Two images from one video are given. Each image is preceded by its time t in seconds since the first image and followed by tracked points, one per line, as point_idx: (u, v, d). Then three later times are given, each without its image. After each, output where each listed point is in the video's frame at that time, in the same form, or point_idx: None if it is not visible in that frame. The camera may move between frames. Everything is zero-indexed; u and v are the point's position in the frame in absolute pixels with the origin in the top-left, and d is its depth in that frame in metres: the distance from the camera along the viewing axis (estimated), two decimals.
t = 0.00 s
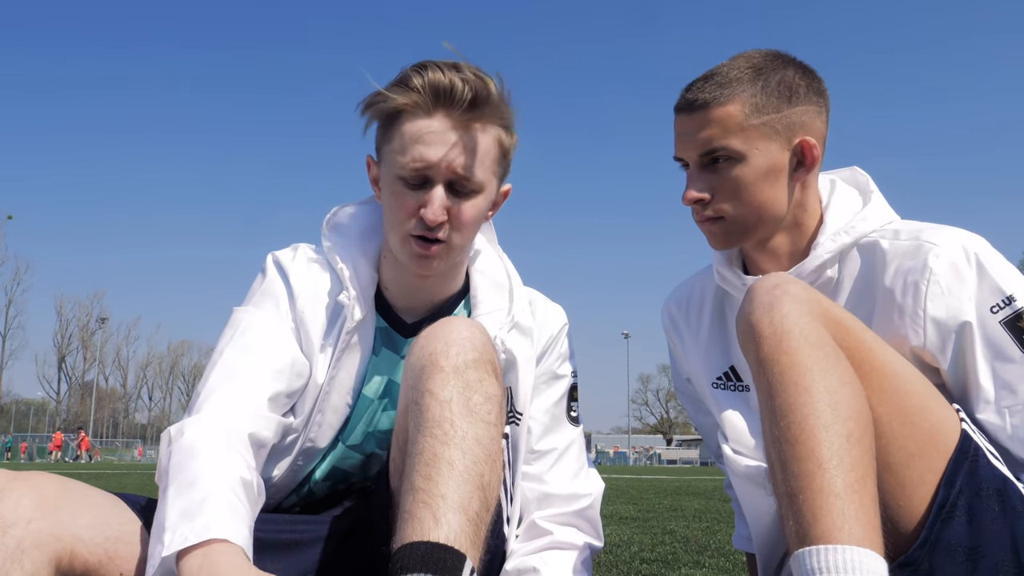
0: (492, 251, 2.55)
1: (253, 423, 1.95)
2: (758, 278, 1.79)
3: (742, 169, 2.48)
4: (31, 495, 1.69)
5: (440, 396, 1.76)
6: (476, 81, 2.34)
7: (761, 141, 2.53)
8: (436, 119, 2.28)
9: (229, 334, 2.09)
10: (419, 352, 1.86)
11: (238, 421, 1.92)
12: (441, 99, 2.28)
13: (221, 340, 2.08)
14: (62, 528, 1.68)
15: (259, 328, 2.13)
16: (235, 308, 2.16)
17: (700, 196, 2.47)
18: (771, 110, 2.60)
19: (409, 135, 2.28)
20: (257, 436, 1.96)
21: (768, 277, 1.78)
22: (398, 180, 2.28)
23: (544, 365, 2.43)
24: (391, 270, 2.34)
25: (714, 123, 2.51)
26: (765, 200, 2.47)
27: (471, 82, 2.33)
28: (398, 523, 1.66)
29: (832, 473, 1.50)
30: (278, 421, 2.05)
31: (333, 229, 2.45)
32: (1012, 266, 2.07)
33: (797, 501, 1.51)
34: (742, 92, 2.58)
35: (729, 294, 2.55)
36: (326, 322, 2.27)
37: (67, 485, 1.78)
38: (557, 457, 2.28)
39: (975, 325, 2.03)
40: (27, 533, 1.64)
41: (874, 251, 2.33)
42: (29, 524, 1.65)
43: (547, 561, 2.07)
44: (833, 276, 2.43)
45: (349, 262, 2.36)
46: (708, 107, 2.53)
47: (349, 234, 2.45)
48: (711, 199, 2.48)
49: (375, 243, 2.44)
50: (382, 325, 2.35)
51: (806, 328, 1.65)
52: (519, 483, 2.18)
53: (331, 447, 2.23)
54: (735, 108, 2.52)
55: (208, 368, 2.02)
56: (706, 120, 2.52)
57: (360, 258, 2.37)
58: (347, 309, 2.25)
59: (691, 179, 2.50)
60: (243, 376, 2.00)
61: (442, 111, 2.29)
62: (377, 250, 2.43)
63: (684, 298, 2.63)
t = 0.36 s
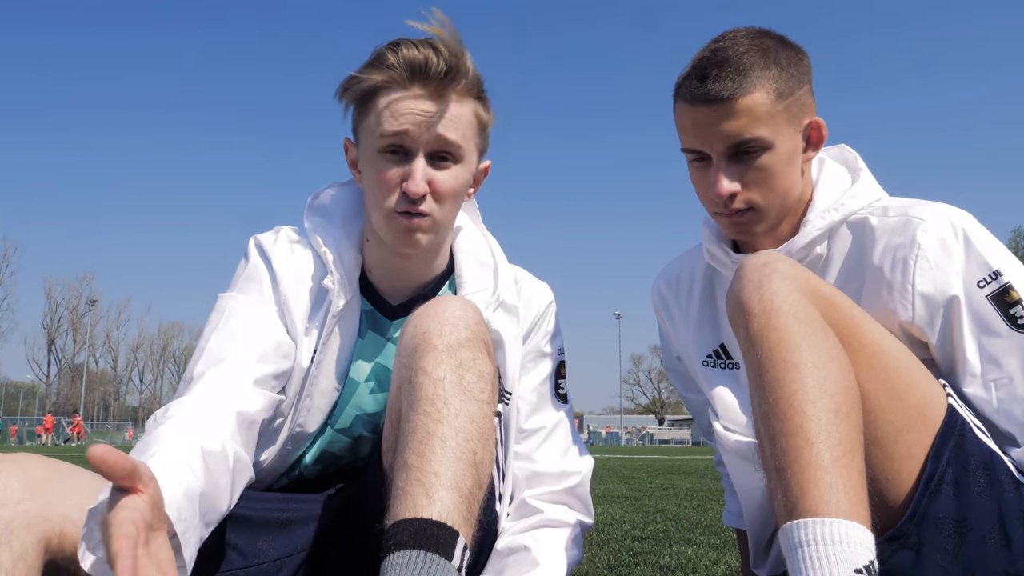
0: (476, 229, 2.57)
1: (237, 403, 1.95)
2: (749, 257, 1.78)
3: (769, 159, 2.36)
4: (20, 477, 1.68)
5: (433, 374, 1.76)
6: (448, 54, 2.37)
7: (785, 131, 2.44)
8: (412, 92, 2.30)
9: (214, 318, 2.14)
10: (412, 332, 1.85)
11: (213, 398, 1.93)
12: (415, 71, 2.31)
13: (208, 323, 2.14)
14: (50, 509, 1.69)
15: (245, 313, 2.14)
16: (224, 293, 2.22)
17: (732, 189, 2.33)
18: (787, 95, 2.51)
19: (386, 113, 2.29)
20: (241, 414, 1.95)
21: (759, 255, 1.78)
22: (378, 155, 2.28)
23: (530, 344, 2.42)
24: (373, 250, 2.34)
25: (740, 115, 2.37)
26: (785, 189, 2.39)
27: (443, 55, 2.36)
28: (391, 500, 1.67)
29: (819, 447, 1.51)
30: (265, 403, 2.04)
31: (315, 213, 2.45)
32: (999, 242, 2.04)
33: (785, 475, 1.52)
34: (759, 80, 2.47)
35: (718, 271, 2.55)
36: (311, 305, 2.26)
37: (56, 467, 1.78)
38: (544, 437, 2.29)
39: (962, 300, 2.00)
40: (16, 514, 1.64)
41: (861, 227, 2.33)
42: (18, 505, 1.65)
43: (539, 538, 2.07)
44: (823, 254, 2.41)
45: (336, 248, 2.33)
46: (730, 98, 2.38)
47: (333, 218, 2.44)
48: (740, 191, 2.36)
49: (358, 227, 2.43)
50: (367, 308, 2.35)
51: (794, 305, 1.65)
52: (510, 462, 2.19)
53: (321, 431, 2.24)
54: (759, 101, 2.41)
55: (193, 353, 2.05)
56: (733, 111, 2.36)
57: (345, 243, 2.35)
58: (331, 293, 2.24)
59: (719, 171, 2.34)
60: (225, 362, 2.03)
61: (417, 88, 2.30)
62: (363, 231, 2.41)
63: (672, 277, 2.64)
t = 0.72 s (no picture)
0: (472, 223, 2.58)
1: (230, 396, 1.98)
2: (746, 247, 1.77)
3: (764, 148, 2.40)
4: (16, 469, 1.69)
5: (427, 364, 1.76)
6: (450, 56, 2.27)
7: (782, 121, 2.48)
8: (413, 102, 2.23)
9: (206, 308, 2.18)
10: (405, 323, 1.86)
11: (203, 395, 1.93)
12: (416, 80, 2.23)
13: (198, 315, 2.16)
14: (47, 500, 1.68)
15: (238, 303, 2.19)
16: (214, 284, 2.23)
17: (728, 176, 2.37)
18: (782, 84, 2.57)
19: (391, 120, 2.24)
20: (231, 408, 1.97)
21: (754, 245, 1.77)
22: (379, 165, 2.26)
23: (526, 338, 2.45)
24: (373, 246, 2.34)
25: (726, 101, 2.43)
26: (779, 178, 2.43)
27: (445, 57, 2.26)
28: (386, 491, 1.67)
29: (816, 438, 1.52)
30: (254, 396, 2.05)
31: (313, 207, 2.47)
32: (992, 236, 2.06)
33: (781, 465, 1.54)
34: (752, 69, 2.52)
35: (714, 263, 2.57)
36: (301, 297, 2.27)
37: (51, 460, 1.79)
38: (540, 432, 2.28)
39: (956, 291, 2.01)
40: (13, 506, 1.64)
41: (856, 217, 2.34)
42: (14, 496, 1.65)
43: (534, 534, 2.04)
44: (817, 245, 2.45)
45: (327, 240, 2.35)
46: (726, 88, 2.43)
47: (330, 211, 2.46)
48: (737, 179, 2.39)
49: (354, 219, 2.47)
50: (361, 301, 2.35)
51: (791, 295, 1.64)
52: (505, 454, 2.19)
53: (317, 425, 2.24)
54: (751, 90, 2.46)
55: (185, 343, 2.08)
56: (729, 101, 2.43)
57: (336, 236, 2.38)
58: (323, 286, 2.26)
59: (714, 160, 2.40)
60: (216, 355, 2.05)
61: (423, 96, 2.23)
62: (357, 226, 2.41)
63: (668, 269, 2.65)
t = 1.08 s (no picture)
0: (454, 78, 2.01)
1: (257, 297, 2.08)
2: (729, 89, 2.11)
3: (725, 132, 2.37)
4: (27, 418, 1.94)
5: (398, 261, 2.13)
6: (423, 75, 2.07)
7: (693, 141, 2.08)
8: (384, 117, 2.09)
9: (165, 156, 1.85)
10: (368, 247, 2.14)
11: (185, 257, 2.00)
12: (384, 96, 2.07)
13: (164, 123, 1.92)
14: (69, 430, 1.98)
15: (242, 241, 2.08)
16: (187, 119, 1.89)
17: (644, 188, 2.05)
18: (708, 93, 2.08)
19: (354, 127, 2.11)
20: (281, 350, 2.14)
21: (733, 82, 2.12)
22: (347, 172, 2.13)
23: (499, 177, 2.11)
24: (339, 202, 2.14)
25: (602, 101, 2.00)
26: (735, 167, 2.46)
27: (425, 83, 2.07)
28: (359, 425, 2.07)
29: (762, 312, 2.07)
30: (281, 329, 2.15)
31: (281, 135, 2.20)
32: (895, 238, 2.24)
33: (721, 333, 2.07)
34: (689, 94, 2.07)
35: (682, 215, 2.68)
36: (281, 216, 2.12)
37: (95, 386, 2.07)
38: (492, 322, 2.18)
39: (921, 133, 2.15)
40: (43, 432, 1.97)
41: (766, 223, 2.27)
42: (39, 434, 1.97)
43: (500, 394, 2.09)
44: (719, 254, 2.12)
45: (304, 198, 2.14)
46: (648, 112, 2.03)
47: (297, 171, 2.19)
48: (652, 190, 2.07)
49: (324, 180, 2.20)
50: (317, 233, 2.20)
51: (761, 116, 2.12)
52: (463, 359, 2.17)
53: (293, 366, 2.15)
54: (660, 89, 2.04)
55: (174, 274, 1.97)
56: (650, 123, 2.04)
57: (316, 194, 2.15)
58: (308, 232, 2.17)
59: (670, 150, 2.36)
60: (181, 170, 1.94)
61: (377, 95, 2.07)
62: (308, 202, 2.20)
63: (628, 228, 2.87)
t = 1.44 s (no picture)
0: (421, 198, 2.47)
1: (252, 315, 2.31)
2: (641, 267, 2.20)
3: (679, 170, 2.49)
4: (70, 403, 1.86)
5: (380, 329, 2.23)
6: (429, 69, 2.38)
7: (685, 143, 2.37)
8: (399, 105, 2.32)
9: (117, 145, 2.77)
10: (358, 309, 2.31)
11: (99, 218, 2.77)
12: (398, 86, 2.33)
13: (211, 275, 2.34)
14: (98, 431, 1.90)
15: (244, 265, 2.35)
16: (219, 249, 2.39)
17: (637, 191, 2.39)
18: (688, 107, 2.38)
19: (378, 123, 2.33)
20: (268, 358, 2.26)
21: (647, 265, 2.21)
22: (370, 158, 2.34)
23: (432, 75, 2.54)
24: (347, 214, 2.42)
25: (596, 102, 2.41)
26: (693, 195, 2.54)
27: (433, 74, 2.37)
28: (361, 424, 2.22)
29: (679, 429, 2.01)
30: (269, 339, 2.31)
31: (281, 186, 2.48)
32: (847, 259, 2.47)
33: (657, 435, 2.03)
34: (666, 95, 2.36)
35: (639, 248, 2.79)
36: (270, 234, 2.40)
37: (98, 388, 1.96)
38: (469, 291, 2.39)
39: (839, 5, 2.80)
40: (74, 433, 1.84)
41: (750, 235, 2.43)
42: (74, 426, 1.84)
43: (472, 340, 2.30)
44: (710, 254, 2.42)
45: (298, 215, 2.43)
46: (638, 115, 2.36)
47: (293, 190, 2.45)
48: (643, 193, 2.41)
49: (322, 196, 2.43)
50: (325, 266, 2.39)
51: (671, 308, 2.14)
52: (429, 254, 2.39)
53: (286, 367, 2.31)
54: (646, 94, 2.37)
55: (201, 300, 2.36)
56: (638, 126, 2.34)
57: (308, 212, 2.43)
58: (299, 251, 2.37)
59: (626, 176, 2.40)
60: (235, 280, 2.34)
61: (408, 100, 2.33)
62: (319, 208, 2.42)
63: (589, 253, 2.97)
